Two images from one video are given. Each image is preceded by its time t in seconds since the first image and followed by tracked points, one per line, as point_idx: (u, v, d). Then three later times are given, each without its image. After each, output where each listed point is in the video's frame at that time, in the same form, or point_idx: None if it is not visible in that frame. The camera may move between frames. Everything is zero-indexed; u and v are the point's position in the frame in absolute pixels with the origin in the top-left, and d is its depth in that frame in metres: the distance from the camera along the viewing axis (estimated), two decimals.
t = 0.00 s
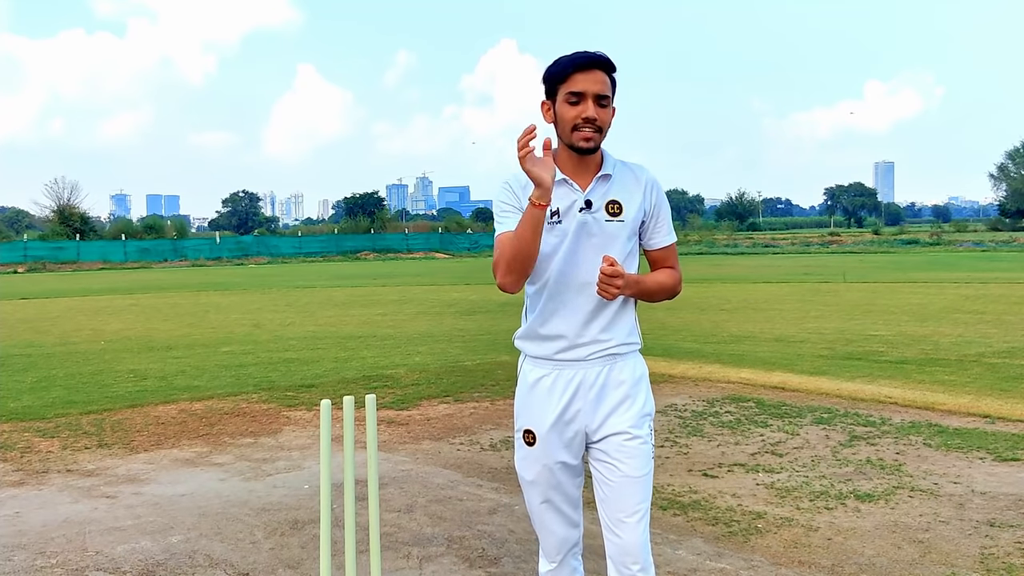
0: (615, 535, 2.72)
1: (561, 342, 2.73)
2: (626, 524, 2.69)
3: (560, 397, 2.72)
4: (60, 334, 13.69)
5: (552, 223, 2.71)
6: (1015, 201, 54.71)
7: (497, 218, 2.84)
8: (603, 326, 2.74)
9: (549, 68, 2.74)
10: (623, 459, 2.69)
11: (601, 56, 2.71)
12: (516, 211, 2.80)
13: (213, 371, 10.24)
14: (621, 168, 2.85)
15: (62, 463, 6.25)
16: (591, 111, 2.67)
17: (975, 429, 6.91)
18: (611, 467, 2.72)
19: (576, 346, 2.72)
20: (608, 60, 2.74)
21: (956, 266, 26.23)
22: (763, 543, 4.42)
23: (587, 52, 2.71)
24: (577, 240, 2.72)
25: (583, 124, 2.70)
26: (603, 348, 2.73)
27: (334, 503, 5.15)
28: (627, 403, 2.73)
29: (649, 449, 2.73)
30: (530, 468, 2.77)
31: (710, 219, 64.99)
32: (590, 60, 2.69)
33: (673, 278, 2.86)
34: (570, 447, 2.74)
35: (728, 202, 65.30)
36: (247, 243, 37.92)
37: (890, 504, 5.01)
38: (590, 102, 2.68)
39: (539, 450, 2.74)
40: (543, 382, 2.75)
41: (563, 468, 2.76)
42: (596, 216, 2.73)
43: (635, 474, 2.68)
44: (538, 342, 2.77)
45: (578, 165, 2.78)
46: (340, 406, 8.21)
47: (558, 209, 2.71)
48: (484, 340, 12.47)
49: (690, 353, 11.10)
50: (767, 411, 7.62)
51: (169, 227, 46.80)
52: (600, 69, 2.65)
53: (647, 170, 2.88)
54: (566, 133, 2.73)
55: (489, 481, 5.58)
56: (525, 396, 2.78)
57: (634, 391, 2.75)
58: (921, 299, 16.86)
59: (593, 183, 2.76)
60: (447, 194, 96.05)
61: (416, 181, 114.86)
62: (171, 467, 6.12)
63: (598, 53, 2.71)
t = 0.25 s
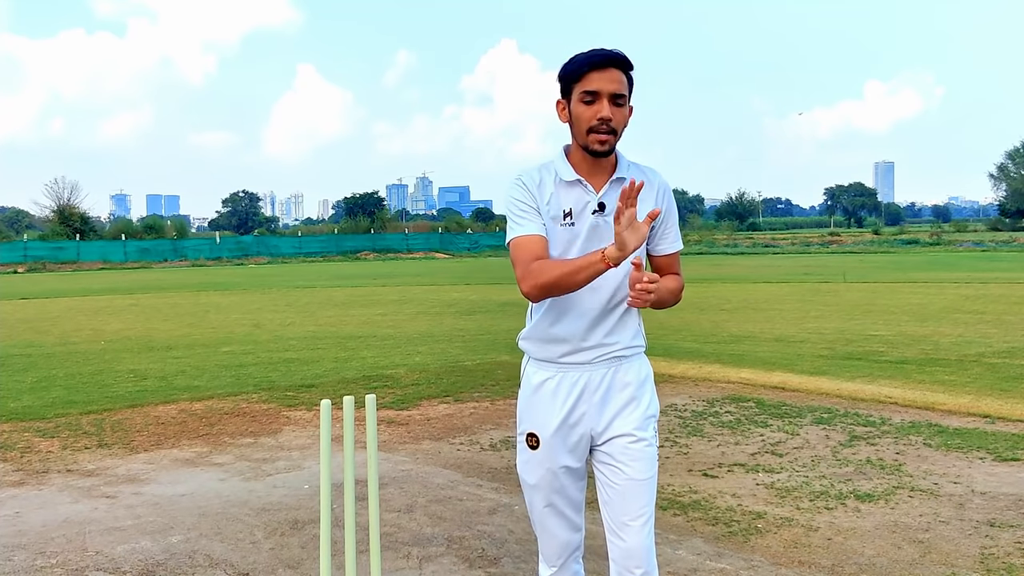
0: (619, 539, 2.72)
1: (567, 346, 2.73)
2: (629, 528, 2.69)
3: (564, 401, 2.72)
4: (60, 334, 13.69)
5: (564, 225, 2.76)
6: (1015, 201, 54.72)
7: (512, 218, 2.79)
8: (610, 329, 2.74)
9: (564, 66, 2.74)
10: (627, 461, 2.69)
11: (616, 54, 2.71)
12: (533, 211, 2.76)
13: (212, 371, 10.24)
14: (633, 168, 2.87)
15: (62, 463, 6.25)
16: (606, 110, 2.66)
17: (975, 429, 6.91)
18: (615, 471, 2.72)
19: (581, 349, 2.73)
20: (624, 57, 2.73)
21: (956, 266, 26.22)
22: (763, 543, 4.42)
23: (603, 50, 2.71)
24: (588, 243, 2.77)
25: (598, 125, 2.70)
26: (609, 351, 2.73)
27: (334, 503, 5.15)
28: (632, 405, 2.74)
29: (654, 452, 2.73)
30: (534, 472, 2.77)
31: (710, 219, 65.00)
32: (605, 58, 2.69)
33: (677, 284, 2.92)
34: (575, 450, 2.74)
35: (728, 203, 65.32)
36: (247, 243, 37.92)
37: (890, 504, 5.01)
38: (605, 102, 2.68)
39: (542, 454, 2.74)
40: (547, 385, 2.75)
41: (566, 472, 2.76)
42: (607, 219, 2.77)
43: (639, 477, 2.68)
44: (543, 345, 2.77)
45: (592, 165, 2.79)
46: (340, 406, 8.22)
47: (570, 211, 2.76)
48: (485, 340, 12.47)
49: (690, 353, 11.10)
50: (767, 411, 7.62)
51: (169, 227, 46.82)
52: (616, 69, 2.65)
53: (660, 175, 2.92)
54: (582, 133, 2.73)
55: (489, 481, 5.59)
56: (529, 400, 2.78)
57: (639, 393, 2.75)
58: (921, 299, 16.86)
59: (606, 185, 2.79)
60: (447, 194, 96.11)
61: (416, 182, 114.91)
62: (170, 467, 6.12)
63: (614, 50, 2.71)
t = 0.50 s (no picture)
0: (625, 544, 2.72)
1: (575, 347, 2.73)
2: (637, 533, 2.69)
3: (572, 404, 2.71)
4: (60, 334, 13.70)
5: (568, 219, 2.76)
6: (1015, 201, 54.74)
7: (512, 221, 2.79)
8: (618, 331, 2.74)
9: (556, 64, 2.76)
10: (635, 466, 2.69)
11: (605, 45, 2.70)
12: (534, 211, 2.77)
13: (213, 371, 10.24)
14: (634, 161, 2.88)
15: (62, 463, 6.25)
16: (597, 101, 2.66)
17: (975, 429, 6.91)
18: (624, 475, 2.72)
19: (589, 350, 2.72)
20: (613, 48, 2.72)
21: (956, 266, 26.22)
22: (763, 543, 4.42)
23: (592, 43, 2.71)
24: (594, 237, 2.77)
25: (592, 117, 2.71)
26: (617, 352, 2.73)
27: (334, 503, 5.15)
28: (641, 407, 2.74)
29: (662, 455, 2.74)
30: (541, 477, 2.76)
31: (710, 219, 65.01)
32: (593, 51, 2.69)
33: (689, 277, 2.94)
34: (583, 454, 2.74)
35: (728, 203, 65.34)
36: (247, 243, 37.92)
37: (890, 504, 5.02)
38: (596, 93, 2.67)
39: (550, 459, 2.73)
40: (555, 388, 2.74)
41: (574, 476, 2.76)
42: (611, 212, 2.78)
43: (648, 481, 2.68)
44: (551, 348, 2.77)
45: (592, 158, 2.79)
46: (340, 406, 8.22)
47: (574, 205, 2.76)
48: (485, 340, 12.47)
49: (690, 353, 11.10)
50: (767, 411, 7.62)
51: (169, 227, 46.82)
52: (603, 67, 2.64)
53: (663, 170, 2.95)
54: (577, 127, 2.74)
55: (489, 481, 5.59)
56: (537, 403, 2.77)
57: (648, 396, 2.76)
58: (921, 300, 16.86)
59: (609, 177, 2.80)
60: (447, 194, 96.14)
61: (416, 182, 114.94)
62: (170, 467, 6.12)
63: (602, 42, 2.71)
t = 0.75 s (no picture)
0: (625, 547, 2.72)
1: (574, 346, 2.73)
2: (637, 536, 2.69)
3: (572, 405, 2.71)
4: (60, 334, 13.70)
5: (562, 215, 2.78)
6: (1015, 201, 54.75)
7: (508, 222, 2.83)
8: (617, 331, 2.74)
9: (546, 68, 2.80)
10: (635, 468, 2.68)
11: (592, 43, 2.73)
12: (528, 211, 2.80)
13: (213, 371, 10.24)
14: (632, 160, 2.86)
15: (62, 463, 6.25)
16: (583, 97, 2.67)
17: (975, 429, 6.91)
18: (623, 477, 2.71)
19: (588, 351, 2.72)
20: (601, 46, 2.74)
21: (956, 266, 26.22)
22: (763, 543, 4.42)
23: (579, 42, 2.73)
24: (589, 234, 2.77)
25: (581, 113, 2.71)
26: (617, 352, 2.73)
27: (334, 503, 5.15)
28: (642, 407, 2.72)
29: (662, 457, 2.73)
30: (541, 478, 2.76)
31: (710, 219, 65.02)
32: (578, 49, 2.71)
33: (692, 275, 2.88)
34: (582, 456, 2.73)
35: (728, 203, 65.36)
36: (247, 243, 37.92)
37: (890, 504, 5.01)
38: (583, 89, 2.69)
39: (549, 460, 2.73)
40: (554, 389, 2.75)
41: (573, 478, 2.76)
42: (605, 209, 2.78)
43: (649, 484, 2.67)
44: (550, 348, 2.77)
45: (586, 156, 2.79)
46: (340, 406, 8.22)
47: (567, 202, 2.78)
48: (484, 340, 12.47)
49: (690, 353, 11.10)
50: (767, 411, 7.62)
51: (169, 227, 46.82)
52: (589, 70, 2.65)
53: (663, 169, 2.92)
54: (568, 124, 2.75)
55: (488, 481, 5.59)
56: (536, 404, 2.77)
57: (648, 396, 2.75)
58: (921, 300, 16.86)
59: (603, 174, 2.79)
60: (447, 194, 96.16)
61: (416, 182, 114.97)
62: (170, 467, 6.12)
63: (589, 41, 2.73)
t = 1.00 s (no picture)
0: (622, 547, 2.72)
1: (567, 346, 2.73)
2: (633, 535, 2.69)
3: (565, 404, 2.71)
4: (60, 334, 13.69)
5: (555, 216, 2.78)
6: (1015, 201, 54.74)
7: (502, 224, 2.86)
8: (610, 330, 2.73)
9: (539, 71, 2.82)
10: (630, 468, 2.68)
11: (585, 45, 2.75)
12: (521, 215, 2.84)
13: (213, 371, 10.24)
14: (626, 161, 2.85)
15: (62, 463, 6.25)
16: (575, 95, 2.69)
17: (975, 429, 6.91)
18: (619, 477, 2.71)
19: (581, 350, 2.72)
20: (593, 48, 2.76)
21: (956, 266, 26.23)
22: (763, 543, 4.42)
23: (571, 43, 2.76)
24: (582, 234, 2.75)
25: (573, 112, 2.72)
26: (610, 351, 2.72)
27: (334, 504, 5.15)
28: (635, 407, 2.71)
29: (657, 457, 2.72)
30: (536, 477, 2.77)
31: (710, 218, 65.02)
32: (571, 50, 2.74)
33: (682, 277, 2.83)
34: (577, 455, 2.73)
35: (728, 203, 65.38)
36: (247, 243, 37.92)
37: (890, 504, 5.01)
38: (575, 88, 2.70)
39: (544, 458, 2.74)
40: (548, 388, 2.75)
41: (569, 477, 2.76)
42: (598, 209, 2.77)
43: (643, 484, 2.67)
44: (543, 348, 2.78)
45: (579, 156, 2.80)
46: (340, 406, 8.22)
47: (560, 203, 2.78)
48: (484, 340, 12.47)
49: (690, 353, 11.10)
50: (767, 411, 7.62)
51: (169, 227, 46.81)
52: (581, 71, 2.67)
53: (657, 170, 2.90)
54: (560, 124, 2.76)
55: (488, 481, 5.58)
56: (530, 404, 2.78)
57: (642, 396, 2.73)
58: (921, 299, 16.86)
59: (596, 175, 2.79)
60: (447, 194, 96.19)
61: (416, 182, 115.00)
62: (170, 467, 6.12)
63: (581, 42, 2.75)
